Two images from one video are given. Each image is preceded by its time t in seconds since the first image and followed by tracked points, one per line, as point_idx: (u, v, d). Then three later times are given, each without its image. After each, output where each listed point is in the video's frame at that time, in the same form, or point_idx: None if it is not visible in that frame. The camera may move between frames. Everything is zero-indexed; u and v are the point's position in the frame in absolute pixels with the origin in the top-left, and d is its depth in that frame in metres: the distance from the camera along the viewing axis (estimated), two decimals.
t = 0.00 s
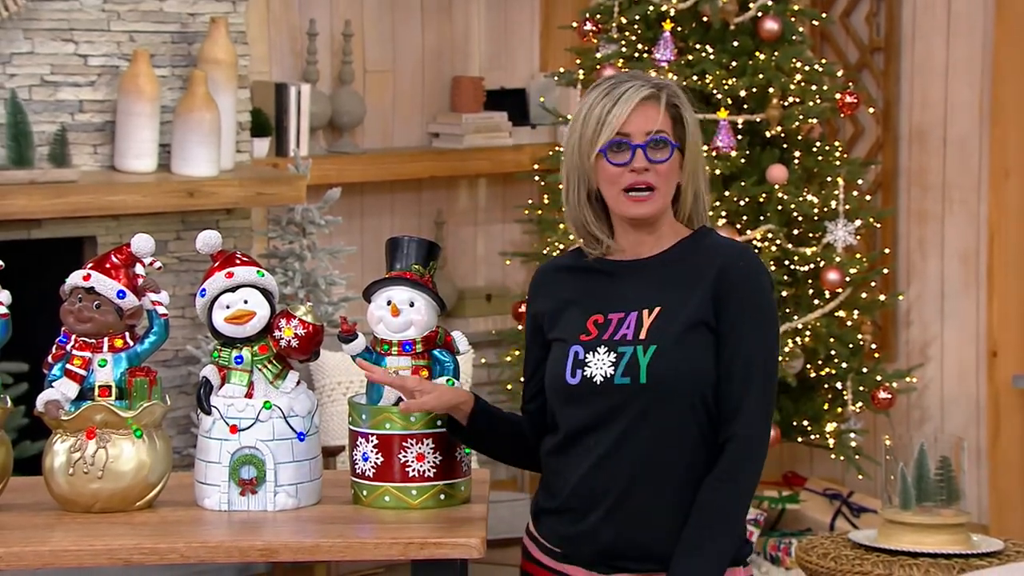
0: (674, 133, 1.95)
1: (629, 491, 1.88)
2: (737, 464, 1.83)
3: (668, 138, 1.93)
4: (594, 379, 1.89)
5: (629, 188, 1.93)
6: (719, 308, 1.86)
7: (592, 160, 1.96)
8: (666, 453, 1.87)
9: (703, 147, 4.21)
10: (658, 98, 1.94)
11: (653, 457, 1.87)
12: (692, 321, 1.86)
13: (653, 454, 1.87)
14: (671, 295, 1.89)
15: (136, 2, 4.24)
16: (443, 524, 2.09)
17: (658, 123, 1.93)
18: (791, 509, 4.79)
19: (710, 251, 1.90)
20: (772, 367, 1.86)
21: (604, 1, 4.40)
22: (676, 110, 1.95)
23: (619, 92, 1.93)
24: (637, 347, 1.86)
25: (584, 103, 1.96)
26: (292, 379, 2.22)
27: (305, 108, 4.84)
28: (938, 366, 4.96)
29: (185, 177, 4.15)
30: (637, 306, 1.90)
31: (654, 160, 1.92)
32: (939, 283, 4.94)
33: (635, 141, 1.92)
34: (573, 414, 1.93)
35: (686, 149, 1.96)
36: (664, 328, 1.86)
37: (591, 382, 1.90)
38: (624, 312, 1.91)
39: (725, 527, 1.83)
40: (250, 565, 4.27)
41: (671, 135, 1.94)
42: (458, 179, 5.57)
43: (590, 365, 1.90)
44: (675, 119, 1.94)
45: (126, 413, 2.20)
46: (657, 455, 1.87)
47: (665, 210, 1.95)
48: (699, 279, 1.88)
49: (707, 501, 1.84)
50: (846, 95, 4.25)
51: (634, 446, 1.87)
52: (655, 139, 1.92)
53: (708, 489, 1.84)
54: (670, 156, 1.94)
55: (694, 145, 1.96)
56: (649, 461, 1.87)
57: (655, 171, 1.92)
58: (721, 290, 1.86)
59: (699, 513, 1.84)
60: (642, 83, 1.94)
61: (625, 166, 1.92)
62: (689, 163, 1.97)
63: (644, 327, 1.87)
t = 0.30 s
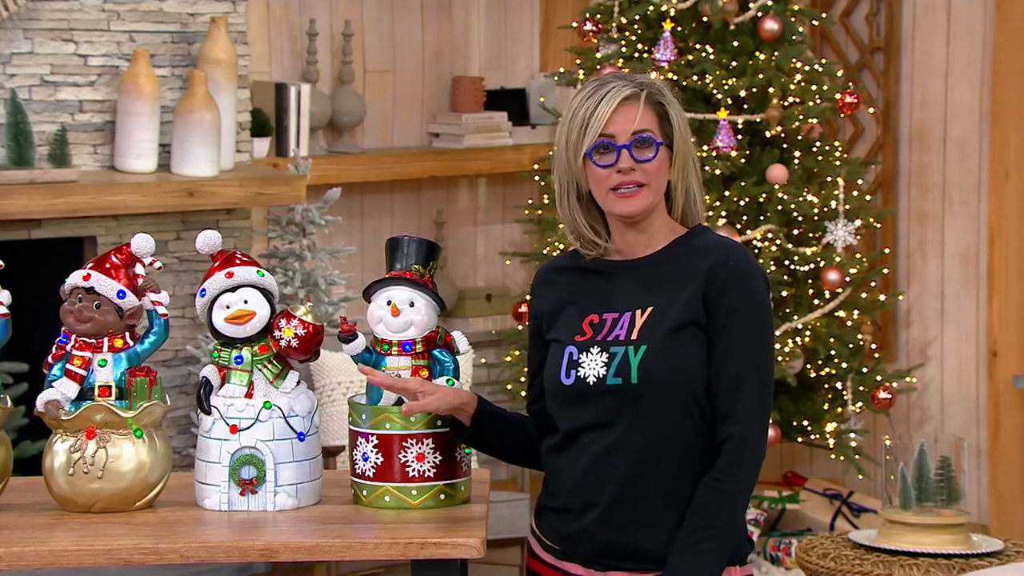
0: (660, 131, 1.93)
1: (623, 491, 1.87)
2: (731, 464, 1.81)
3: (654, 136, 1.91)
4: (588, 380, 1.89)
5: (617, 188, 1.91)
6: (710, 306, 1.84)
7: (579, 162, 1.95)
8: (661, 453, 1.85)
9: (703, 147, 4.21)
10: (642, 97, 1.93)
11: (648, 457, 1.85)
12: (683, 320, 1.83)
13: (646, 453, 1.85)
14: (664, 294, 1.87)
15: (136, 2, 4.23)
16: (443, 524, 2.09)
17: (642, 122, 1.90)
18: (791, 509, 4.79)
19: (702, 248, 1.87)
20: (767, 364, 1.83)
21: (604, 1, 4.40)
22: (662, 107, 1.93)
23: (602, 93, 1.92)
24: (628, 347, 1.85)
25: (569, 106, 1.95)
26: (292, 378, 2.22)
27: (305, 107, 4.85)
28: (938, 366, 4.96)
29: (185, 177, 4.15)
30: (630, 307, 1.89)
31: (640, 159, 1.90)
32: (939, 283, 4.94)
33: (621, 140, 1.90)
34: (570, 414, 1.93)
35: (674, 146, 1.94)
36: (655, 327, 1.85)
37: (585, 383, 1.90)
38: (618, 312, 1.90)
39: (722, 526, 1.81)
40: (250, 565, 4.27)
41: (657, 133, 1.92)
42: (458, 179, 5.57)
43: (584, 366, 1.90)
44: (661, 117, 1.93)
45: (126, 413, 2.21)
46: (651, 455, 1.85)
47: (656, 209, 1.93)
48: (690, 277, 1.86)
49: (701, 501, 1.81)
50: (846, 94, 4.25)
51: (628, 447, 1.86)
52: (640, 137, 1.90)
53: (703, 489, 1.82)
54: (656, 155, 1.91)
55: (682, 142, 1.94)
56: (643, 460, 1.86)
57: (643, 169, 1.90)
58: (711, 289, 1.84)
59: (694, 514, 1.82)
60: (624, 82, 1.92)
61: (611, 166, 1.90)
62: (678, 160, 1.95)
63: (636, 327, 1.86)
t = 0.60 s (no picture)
0: (663, 132, 1.92)
1: (625, 492, 1.87)
2: (733, 466, 1.80)
3: (656, 137, 1.91)
4: (590, 381, 1.89)
5: (620, 190, 1.91)
6: (712, 307, 1.83)
7: (583, 164, 1.95)
8: (662, 455, 1.85)
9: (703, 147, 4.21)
10: (646, 98, 1.92)
11: (649, 458, 1.85)
12: (685, 321, 1.83)
13: (649, 455, 1.85)
14: (666, 295, 1.87)
15: (136, 2, 4.23)
16: (443, 524, 2.09)
17: (644, 123, 1.90)
18: (791, 509, 4.79)
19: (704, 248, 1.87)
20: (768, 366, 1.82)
21: (604, 2, 4.40)
22: (665, 109, 1.93)
23: (605, 95, 1.92)
24: (630, 349, 1.85)
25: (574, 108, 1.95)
26: (292, 378, 2.22)
27: (305, 107, 4.85)
28: (938, 366, 4.96)
29: (185, 177, 4.15)
30: (634, 308, 1.89)
31: (643, 161, 1.90)
32: (939, 283, 4.95)
33: (624, 142, 1.89)
34: (573, 415, 1.93)
35: (678, 147, 1.94)
36: (657, 329, 1.85)
37: (588, 384, 1.90)
38: (622, 313, 1.90)
39: (722, 529, 1.80)
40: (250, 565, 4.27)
41: (661, 135, 1.91)
42: (458, 179, 5.57)
43: (587, 366, 1.90)
44: (665, 118, 1.92)
45: (126, 413, 2.21)
46: (652, 456, 1.85)
47: (660, 210, 1.93)
48: (693, 278, 1.85)
49: (703, 503, 1.81)
50: (846, 94, 4.25)
51: (629, 448, 1.86)
52: (643, 139, 1.90)
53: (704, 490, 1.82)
54: (660, 156, 1.91)
55: (687, 143, 1.94)
56: (644, 461, 1.85)
57: (645, 171, 1.90)
58: (712, 291, 1.83)
59: (695, 515, 1.82)
60: (628, 84, 1.92)
61: (614, 169, 1.90)
62: (682, 161, 1.95)
63: (639, 329, 1.86)
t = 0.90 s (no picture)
0: (673, 129, 1.92)
1: (628, 494, 1.87)
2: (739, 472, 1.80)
3: (665, 132, 1.91)
4: (593, 381, 1.89)
5: (626, 183, 1.91)
6: (719, 312, 1.84)
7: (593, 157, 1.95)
8: (666, 459, 1.85)
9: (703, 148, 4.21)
10: (658, 95, 1.93)
11: (653, 462, 1.85)
12: (692, 324, 1.83)
13: (653, 458, 1.85)
14: (672, 297, 1.87)
15: (136, 2, 4.23)
16: (443, 524, 2.09)
17: (653, 117, 1.90)
18: (791, 509, 4.78)
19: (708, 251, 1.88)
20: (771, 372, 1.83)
21: (604, 1, 4.40)
22: (677, 107, 1.93)
23: (617, 90, 1.94)
24: (634, 350, 1.85)
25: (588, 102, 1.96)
26: (292, 378, 2.22)
27: (305, 107, 4.85)
28: (938, 366, 4.96)
29: (185, 177, 4.15)
30: (638, 308, 1.89)
31: (650, 154, 1.90)
32: (939, 283, 4.95)
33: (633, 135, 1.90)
34: (575, 416, 1.93)
35: (689, 147, 1.94)
36: (662, 331, 1.85)
37: (591, 384, 1.89)
38: (626, 313, 1.90)
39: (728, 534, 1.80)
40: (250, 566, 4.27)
41: (670, 131, 1.91)
42: (458, 178, 5.57)
43: (590, 366, 1.89)
44: (676, 117, 1.92)
45: (126, 413, 2.21)
46: (655, 459, 1.85)
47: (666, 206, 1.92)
48: (700, 282, 1.86)
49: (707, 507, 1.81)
50: (846, 94, 4.25)
51: (633, 451, 1.86)
52: (651, 132, 1.90)
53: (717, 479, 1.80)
54: (667, 151, 1.91)
55: (698, 143, 1.94)
56: (648, 464, 1.85)
57: (652, 164, 1.90)
58: (722, 293, 1.84)
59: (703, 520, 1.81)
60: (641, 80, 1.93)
61: (621, 160, 1.90)
62: (693, 161, 1.94)
63: (643, 330, 1.86)
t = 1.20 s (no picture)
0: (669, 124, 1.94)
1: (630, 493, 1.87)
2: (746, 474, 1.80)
3: (660, 124, 1.93)
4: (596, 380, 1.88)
5: (620, 172, 1.92)
6: (727, 313, 1.85)
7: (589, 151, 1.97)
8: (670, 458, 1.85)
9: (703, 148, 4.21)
10: (655, 91, 1.96)
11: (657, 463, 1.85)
12: (698, 324, 1.84)
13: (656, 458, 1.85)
14: (676, 296, 1.87)
15: (136, 2, 4.23)
16: (443, 524, 2.09)
17: (647, 108, 1.93)
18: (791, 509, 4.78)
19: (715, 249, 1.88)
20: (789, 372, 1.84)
21: (604, 1, 4.40)
22: (674, 104, 1.96)
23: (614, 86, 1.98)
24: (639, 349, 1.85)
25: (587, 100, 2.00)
26: (292, 378, 2.22)
27: (305, 107, 4.85)
28: (938, 366, 4.96)
29: (185, 177, 4.15)
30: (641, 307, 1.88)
31: (642, 142, 1.91)
32: (939, 283, 4.95)
33: (627, 124, 1.92)
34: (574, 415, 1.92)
35: (686, 144, 1.95)
36: (665, 332, 1.85)
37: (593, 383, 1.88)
38: (628, 311, 1.89)
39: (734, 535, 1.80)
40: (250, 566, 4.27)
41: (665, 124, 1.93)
42: (458, 178, 5.57)
43: (592, 365, 1.89)
44: (673, 112, 1.95)
45: (126, 413, 2.21)
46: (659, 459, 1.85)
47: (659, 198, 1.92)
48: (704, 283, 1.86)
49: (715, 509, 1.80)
50: (846, 95, 4.26)
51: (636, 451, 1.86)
52: (645, 121, 1.92)
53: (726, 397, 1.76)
54: (661, 143, 1.92)
55: (694, 139, 1.95)
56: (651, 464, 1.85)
57: (645, 153, 1.91)
58: (730, 295, 1.84)
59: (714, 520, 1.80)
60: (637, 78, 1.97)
61: (614, 147, 1.92)
62: (689, 158, 1.95)
63: (647, 330, 1.86)
